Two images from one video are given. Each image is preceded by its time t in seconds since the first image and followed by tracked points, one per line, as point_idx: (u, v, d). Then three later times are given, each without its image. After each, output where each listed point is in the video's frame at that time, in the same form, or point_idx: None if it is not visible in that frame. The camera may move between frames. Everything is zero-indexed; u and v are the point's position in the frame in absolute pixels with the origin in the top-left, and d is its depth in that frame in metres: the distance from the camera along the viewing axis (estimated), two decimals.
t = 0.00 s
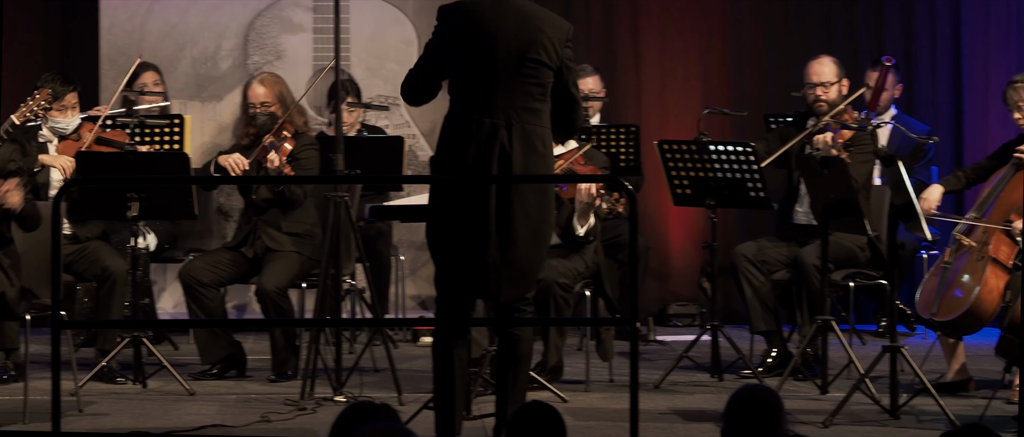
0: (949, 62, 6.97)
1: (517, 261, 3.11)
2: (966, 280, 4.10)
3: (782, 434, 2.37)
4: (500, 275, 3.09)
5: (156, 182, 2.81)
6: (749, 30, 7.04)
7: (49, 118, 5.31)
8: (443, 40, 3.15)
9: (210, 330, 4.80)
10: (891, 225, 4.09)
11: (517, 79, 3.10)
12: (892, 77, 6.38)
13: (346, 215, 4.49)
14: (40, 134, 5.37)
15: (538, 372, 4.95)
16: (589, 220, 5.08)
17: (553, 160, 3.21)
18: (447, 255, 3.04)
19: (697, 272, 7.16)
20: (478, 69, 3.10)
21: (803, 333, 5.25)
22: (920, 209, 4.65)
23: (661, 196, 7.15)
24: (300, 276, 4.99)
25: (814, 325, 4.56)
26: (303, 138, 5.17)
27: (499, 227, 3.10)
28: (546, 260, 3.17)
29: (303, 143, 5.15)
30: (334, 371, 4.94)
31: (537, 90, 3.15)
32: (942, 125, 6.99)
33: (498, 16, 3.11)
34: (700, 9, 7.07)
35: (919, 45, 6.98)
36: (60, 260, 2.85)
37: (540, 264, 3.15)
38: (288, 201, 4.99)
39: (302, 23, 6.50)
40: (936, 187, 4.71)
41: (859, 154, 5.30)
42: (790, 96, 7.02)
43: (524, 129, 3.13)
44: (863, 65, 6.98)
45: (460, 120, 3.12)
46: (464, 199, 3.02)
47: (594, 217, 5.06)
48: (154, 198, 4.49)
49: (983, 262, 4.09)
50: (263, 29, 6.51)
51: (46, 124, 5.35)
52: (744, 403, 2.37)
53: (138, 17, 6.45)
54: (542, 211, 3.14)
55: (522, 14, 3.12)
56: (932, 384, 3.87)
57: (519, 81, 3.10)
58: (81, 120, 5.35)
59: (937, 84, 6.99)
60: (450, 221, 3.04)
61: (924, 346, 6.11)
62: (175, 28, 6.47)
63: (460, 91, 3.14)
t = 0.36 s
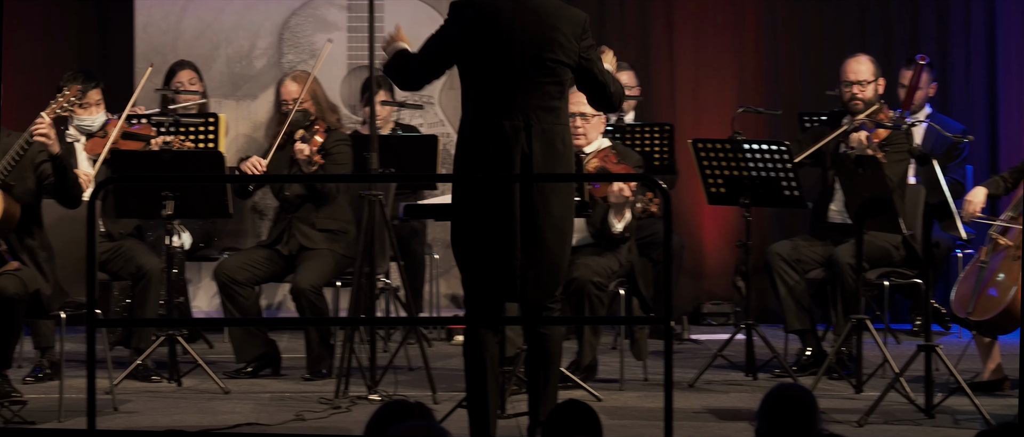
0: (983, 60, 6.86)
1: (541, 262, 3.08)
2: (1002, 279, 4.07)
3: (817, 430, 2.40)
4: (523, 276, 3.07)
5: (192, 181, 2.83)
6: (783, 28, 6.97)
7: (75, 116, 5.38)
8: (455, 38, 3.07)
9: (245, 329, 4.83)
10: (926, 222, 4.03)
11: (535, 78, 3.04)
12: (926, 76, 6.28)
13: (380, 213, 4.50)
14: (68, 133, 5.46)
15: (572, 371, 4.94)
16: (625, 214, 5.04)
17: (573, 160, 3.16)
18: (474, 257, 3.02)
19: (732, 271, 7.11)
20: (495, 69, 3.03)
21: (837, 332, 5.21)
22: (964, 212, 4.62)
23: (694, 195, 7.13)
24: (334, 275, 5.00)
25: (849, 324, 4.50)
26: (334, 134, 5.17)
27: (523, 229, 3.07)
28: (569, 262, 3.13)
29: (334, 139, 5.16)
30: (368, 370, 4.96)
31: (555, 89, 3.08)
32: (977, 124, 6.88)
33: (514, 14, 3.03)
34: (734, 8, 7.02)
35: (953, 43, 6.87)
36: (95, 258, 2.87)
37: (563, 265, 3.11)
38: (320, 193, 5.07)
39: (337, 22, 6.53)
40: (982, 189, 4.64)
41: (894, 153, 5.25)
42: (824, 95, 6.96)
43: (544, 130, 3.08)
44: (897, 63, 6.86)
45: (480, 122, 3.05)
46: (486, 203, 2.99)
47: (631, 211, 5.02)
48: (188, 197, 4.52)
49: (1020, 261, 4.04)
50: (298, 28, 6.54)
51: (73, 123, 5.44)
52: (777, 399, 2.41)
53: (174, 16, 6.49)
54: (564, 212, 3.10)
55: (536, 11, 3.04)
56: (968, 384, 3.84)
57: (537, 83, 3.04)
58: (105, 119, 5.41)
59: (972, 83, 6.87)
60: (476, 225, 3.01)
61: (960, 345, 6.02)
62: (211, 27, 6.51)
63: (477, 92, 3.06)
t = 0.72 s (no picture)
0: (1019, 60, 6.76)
1: (562, 265, 3.05)
2: None
3: (851, 432, 2.50)
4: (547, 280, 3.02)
5: (225, 180, 2.84)
6: (818, 26, 6.92)
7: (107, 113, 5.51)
8: (471, 42, 3.05)
9: (280, 327, 4.86)
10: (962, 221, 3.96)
11: (553, 80, 3.01)
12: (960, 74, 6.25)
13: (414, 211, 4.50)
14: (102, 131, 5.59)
15: (606, 370, 4.91)
16: (664, 217, 5.00)
17: (591, 161, 3.12)
18: (496, 262, 2.98)
19: (766, 269, 7.06)
20: (513, 72, 3.00)
21: (873, 331, 5.13)
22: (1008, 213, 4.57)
23: (728, 194, 7.08)
24: (369, 273, 5.01)
25: (884, 323, 4.44)
26: (368, 132, 5.17)
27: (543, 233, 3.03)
28: (589, 262, 3.09)
29: (368, 137, 5.16)
30: (403, 369, 4.96)
31: (573, 91, 3.05)
32: (1012, 124, 6.79)
33: (529, 16, 3.00)
34: (769, 7, 6.96)
35: (988, 42, 6.79)
36: (129, 257, 2.88)
37: (583, 266, 3.08)
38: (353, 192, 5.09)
39: (372, 21, 6.56)
40: None
41: (929, 153, 5.16)
42: (859, 95, 6.89)
43: (563, 132, 3.04)
44: (931, 62, 6.80)
45: (498, 127, 3.03)
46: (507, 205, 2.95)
47: (669, 214, 4.98)
48: (223, 196, 4.55)
49: None
50: (333, 27, 6.56)
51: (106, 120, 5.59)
52: (811, 400, 2.53)
53: (209, 15, 6.50)
54: (583, 214, 3.08)
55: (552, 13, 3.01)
56: (1000, 379, 3.87)
57: (555, 85, 3.01)
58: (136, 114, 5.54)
59: (1008, 82, 6.77)
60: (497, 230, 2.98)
61: (994, 344, 5.94)
62: (245, 26, 6.54)
63: (494, 95, 3.04)
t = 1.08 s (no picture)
0: None
1: (582, 266, 2.98)
2: None
3: (880, 432, 2.53)
4: (566, 281, 2.97)
5: (252, 178, 2.86)
6: (846, 25, 6.89)
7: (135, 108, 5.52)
8: (480, 42, 2.98)
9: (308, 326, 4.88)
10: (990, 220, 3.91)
11: (566, 80, 2.94)
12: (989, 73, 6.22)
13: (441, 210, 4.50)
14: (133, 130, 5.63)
15: (632, 369, 4.89)
16: (689, 216, 5.00)
17: (605, 159, 3.05)
18: (512, 265, 2.95)
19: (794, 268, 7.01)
20: (525, 73, 2.94)
21: (900, 331, 5.14)
22: None
23: (756, 194, 7.03)
24: (396, 272, 5.01)
25: (911, 322, 4.40)
26: (396, 133, 5.19)
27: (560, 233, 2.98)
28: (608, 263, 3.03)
29: (396, 139, 5.18)
30: (430, 367, 4.97)
31: (586, 90, 2.98)
32: None
33: (538, 16, 2.94)
34: (797, 7, 6.93)
35: (1016, 41, 6.83)
36: (158, 256, 2.91)
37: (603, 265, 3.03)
38: (382, 194, 5.04)
39: (399, 20, 6.57)
40: None
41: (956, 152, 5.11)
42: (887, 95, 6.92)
43: (577, 132, 2.98)
44: (960, 61, 6.82)
45: (512, 129, 2.96)
46: (523, 206, 2.92)
47: (695, 213, 4.97)
48: (248, 196, 4.58)
49: None
50: (360, 26, 6.58)
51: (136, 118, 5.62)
52: (841, 399, 2.56)
53: (236, 13, 6.54)
54: (601, 213, 3.02)
55: (562, 11, 2.95)
56: None
57: (567, 85, 2.95)
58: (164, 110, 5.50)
59: None
60: (512, 232, 2.93)
61: None
62: (273, 24, 6.57)
63: (506, 96, 2.98)
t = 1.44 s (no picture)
0: None
1: (602, 263, 2.94)
2: None
3: (905, 427, 2.53)
4: (588, 279, 2.97)
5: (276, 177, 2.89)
6: (874, 24, 6.87)
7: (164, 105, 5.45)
8: (497, 41, 2.99)
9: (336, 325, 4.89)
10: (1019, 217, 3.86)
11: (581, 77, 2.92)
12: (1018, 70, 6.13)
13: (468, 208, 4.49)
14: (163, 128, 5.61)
15: (659, 367, 4.87)
16: (717, 212, 5.03)
17: (625, 157, 3.02)
18: (537, 263, 2.96)
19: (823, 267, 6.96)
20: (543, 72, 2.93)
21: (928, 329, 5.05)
22: None
23: (783, 192, 6.99)
24: (424, 271, 5.02)
25: (939, 320, 4.35)
26: (426, 135, 5.20)
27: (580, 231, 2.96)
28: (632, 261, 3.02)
29: (426, 141, 5.18)
30: (457, 366, 4.96)
31: (604, 88, 2.95)
32: None
33: (554, 14, 2.93)
34: (824, 7, 6.92)
35: None
36: (185, 254, 2.93)
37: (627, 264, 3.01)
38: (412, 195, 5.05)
39: (426, 18, 6.58)
40: None
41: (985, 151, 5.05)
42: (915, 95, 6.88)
43: (595, 130, 2.95)
44: (989, 60, 6.77)
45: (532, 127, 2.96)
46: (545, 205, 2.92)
47: (723, 208, 5.02)
48: (277, 194, 4.60)
49: None
50: (387, 24, 6.60)
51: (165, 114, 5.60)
52: (867, 395, 2.54)
53: (264, 12, 6.56)
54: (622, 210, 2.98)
55: (579, 9, 2.92)
56: None
57: (583, 82, 2.92)
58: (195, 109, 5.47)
59: None
60: (539, 231, 2.96)
61: None
62: (300, 23, 6.59)
63: (524, 95, 2.97)
